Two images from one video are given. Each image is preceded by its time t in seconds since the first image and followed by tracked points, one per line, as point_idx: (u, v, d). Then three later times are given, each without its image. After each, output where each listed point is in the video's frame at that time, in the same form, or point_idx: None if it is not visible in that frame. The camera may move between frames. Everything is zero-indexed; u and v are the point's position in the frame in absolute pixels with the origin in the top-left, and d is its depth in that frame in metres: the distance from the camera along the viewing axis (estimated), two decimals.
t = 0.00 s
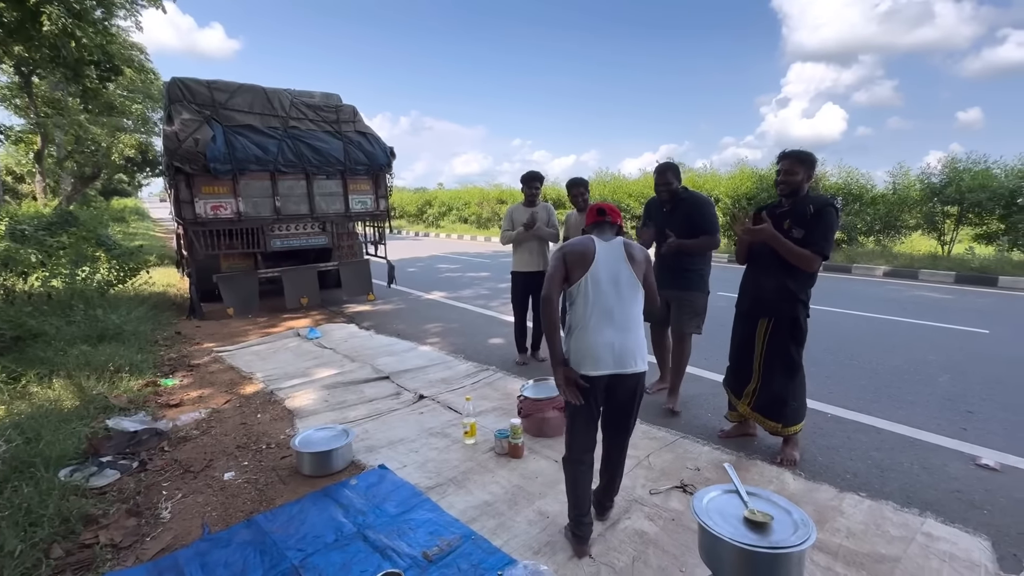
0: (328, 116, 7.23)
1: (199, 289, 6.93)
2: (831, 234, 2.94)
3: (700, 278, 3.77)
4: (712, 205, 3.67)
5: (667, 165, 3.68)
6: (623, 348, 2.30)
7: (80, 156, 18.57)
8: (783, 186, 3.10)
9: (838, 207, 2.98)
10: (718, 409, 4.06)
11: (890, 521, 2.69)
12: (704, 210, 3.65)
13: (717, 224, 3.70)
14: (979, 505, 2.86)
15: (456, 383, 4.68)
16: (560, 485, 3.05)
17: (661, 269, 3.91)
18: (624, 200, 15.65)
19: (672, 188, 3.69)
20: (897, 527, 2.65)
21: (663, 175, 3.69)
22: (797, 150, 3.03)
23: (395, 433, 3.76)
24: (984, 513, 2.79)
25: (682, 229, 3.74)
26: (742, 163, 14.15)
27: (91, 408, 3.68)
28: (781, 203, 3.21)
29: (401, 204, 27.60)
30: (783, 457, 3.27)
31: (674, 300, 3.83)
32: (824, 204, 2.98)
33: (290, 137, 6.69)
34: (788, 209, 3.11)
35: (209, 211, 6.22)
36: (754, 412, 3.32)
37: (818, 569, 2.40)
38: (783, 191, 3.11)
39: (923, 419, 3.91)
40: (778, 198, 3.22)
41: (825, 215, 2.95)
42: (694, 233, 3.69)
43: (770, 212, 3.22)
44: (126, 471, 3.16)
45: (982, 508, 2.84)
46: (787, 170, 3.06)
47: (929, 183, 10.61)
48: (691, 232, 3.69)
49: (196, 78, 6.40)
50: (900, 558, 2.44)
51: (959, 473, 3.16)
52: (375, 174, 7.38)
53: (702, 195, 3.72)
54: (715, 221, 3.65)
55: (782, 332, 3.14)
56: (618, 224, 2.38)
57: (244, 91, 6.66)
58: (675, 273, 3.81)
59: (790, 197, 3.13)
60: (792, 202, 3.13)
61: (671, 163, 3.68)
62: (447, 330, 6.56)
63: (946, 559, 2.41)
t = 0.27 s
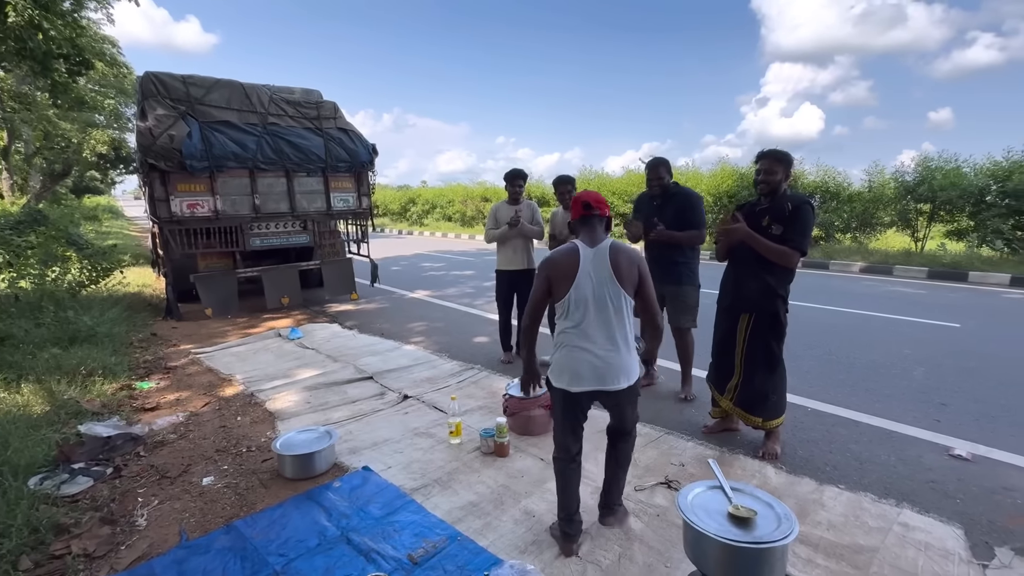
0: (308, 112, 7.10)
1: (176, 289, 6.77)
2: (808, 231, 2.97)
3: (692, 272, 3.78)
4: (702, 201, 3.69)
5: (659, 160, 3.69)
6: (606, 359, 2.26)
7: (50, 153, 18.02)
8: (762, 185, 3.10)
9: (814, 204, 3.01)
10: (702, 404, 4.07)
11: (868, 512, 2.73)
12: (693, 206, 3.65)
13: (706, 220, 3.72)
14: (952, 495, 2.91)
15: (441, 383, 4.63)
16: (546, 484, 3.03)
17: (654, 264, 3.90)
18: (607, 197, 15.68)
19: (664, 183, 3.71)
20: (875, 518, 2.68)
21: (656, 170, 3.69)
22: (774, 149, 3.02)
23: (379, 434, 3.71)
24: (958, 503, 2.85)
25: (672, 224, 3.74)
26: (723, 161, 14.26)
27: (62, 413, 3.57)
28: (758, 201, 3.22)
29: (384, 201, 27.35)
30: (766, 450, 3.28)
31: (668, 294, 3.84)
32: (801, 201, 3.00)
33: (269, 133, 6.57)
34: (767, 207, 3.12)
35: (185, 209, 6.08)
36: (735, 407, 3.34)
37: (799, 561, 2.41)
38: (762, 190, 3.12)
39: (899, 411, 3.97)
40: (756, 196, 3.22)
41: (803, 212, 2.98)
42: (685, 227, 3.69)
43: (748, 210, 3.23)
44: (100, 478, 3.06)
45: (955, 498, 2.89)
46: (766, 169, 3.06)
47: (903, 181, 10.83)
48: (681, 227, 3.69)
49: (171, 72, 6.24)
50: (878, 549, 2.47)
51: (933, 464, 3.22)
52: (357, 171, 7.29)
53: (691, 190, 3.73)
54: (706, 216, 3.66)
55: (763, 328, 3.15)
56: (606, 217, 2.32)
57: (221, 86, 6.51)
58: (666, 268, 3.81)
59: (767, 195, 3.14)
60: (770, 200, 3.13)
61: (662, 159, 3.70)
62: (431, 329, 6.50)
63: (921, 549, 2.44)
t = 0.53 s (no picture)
0: (284, 108, 6.95)
1: (147, 290, 6.57)
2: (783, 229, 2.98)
3: (683, 272, 3.81)
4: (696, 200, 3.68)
5: (655, 158, 3.62)
6: (601, 352, 2.18)
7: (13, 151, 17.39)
8: (739, 185, 3.09)
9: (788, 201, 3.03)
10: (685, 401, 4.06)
11: (845, 504, 2.74)
12: (688, 206, 3.65)
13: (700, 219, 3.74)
14: (924, 485, 2.95)
15: (423, 383, 4.56)
16: (530, 484, 2.98)
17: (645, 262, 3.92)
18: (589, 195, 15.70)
19: (660, 182, 3.65)
20: (852, 510, 2.69)
21: (652, 168, 3.62)
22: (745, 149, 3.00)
23: (360, 436, 3.63)
24: (930, 493, 2.88)
25: (666, 224, 3.73)
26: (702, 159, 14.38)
27: (25, 421, 3.42)
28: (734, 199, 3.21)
29: (364, 199, 27.05)
30: (745, 446, 3.29)
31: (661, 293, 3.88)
32: (776, 199, 3.02)
33: (243, 129, 6.41)
34: (744, 206, 3.11)
35: (156, 208, 5.89)
36: (714, 403, 3.33)
37: (780, 554, 2.41)
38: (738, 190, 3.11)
39: (873, 404, 4.02)
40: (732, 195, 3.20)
41: (778, 210, 2.99)
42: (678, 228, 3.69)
43: (724, 209, 3.22)
44: (66, 489, 2.94)
45: (927, 488, 2.93)
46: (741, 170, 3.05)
47: (874, 180, 11.07)
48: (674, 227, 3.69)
49: (139, 66, 6.03)
50: (856, 540, 2.48)
51: (906, 455, 3.26)
52: (335, 169, 7.16)
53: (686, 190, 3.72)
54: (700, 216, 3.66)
55: (744, 324, 3.14)
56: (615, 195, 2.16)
57: (192, 80, 6.32)
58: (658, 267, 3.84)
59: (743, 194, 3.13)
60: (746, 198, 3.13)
61: (659, 157, 3.62)
62: (413, 328, 6.41)
63: (897, 540, 2.46)
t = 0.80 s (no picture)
0: (254, 103, 6.75)
1: (110, 292, 6.31)
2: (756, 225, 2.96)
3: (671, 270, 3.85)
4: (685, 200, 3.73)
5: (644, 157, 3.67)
6: (602, 346, 2.15)
7: None
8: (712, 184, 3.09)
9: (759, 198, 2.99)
10: (665, 398, 4.04)
11: (822, 497, 2.73)
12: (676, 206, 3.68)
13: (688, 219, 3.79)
14: (897, 476, 2.97)
15: (401, 384, 4.45)
16: (511, 486, 2.91)
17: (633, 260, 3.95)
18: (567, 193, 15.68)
19: (650, 181, 3.70)
20: (829, 503, 2.69)
21: (643, 167, 3.67)
22: (717, 146, 3.01)
23: (335, 440, 3.51)
24: (903, 484, 2.90)
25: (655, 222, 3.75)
26: (677, 157, 14.49)
27: None
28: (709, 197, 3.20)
29: (340, 197, 26.64)
30: (724, 442, 3.27)
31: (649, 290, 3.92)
32: (748, 195, 2.99)
33: (211, 124, 6.21)
34: (717, 204, 3.09)
35: (118, 206, 5.64)
36: (695, 397, 3.30)
37: (760, 550, 2.39)
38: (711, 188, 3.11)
39: (846, 397, 4.05)
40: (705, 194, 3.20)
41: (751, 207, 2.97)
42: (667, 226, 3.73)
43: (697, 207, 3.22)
44: (18, 505, 2.77)
45: (900, 479, 2.94)
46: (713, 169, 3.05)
47: (843, 178, 11.29)
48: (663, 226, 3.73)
49: (98, 57, 5.77)
50: (833, 533, 2.47)
51: (879, 447, 3.28)
52: (309, 166, 6.99)
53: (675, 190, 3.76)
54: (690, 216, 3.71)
55: (725, 317, 3.12)
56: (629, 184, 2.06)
57: (156, 73, 6.07)
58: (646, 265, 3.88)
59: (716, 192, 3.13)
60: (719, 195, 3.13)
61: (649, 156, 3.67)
62: (391, 328, 6.29)
63: (873, 531, 2.46)
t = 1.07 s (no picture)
0: (219, 96, 6.47)
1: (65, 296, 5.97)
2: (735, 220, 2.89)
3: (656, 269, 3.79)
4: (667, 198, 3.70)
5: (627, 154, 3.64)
6: (601, 360, 2.11)
7: None
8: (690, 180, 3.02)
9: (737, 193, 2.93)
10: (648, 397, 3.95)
11: (805, 495, 2.67)
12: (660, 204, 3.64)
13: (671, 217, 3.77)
14: (876, 470, 2.92)
15: (377, 388, 4.27)
16: (493, 493, 2.77)
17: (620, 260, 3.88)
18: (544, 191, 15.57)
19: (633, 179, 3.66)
20: (812, 501, 2.62)
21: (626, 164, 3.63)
22: (695, 142, 2.94)
23: (307, 449, 3.33)
24: (883, 479, 2.85)
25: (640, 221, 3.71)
26: (653, 155, 14.50)
27: None
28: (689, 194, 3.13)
29: (313, 196, 26.10)
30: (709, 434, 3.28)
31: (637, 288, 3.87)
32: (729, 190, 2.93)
33: (173, 118, 5.93)
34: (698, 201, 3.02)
35: (72, 203, 5.31)
36: (686, 394, 3.22)
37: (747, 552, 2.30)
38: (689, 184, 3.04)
39: (822, 392, 4.01)
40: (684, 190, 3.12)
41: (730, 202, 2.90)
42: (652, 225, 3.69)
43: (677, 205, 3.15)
44: None
45: (880, 474, 2.90)
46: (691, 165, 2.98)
47: (813, 176, 11.43)
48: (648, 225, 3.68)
49: (47, 45, 5.42)
50: (818, 532, 2.39)
51: (858, 441, 3.24)
52: (278, 163, 6.75)
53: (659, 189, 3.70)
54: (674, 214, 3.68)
55: (717, 311, 3.07)
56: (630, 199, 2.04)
57: (111, 64, 5.76)
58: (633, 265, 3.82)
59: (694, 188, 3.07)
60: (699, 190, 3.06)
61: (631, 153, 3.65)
62: (366, 329, 6.09)
63: (857, 529, 2.40)
